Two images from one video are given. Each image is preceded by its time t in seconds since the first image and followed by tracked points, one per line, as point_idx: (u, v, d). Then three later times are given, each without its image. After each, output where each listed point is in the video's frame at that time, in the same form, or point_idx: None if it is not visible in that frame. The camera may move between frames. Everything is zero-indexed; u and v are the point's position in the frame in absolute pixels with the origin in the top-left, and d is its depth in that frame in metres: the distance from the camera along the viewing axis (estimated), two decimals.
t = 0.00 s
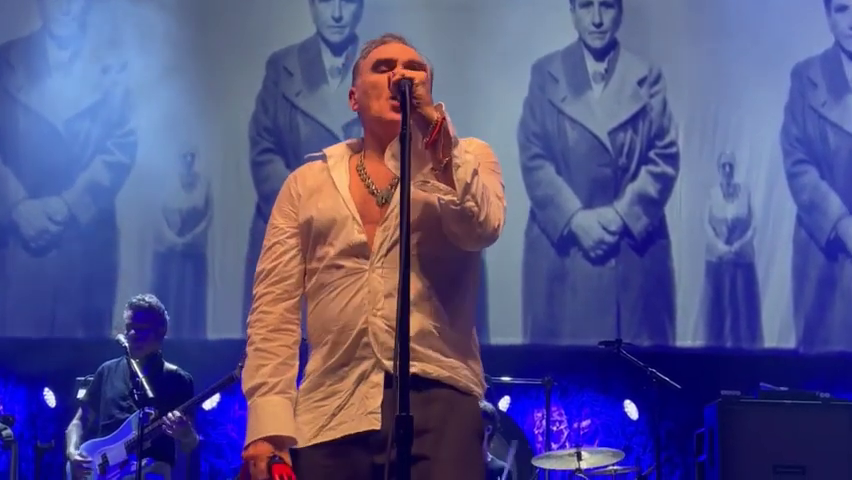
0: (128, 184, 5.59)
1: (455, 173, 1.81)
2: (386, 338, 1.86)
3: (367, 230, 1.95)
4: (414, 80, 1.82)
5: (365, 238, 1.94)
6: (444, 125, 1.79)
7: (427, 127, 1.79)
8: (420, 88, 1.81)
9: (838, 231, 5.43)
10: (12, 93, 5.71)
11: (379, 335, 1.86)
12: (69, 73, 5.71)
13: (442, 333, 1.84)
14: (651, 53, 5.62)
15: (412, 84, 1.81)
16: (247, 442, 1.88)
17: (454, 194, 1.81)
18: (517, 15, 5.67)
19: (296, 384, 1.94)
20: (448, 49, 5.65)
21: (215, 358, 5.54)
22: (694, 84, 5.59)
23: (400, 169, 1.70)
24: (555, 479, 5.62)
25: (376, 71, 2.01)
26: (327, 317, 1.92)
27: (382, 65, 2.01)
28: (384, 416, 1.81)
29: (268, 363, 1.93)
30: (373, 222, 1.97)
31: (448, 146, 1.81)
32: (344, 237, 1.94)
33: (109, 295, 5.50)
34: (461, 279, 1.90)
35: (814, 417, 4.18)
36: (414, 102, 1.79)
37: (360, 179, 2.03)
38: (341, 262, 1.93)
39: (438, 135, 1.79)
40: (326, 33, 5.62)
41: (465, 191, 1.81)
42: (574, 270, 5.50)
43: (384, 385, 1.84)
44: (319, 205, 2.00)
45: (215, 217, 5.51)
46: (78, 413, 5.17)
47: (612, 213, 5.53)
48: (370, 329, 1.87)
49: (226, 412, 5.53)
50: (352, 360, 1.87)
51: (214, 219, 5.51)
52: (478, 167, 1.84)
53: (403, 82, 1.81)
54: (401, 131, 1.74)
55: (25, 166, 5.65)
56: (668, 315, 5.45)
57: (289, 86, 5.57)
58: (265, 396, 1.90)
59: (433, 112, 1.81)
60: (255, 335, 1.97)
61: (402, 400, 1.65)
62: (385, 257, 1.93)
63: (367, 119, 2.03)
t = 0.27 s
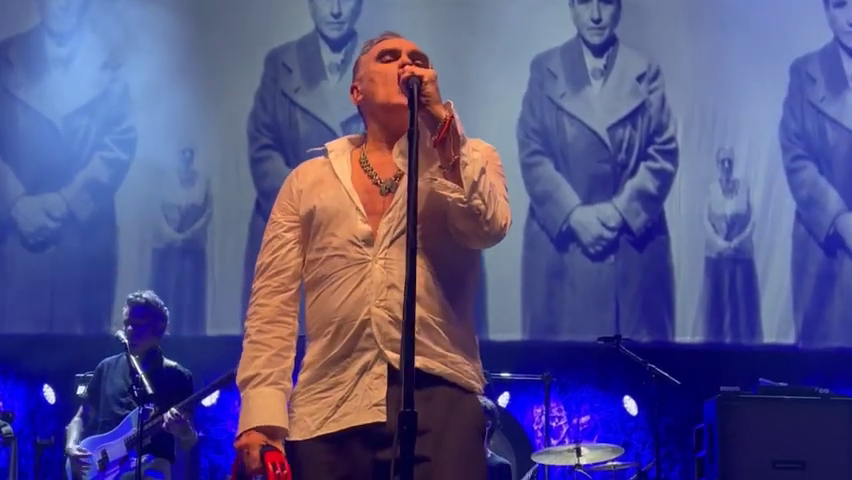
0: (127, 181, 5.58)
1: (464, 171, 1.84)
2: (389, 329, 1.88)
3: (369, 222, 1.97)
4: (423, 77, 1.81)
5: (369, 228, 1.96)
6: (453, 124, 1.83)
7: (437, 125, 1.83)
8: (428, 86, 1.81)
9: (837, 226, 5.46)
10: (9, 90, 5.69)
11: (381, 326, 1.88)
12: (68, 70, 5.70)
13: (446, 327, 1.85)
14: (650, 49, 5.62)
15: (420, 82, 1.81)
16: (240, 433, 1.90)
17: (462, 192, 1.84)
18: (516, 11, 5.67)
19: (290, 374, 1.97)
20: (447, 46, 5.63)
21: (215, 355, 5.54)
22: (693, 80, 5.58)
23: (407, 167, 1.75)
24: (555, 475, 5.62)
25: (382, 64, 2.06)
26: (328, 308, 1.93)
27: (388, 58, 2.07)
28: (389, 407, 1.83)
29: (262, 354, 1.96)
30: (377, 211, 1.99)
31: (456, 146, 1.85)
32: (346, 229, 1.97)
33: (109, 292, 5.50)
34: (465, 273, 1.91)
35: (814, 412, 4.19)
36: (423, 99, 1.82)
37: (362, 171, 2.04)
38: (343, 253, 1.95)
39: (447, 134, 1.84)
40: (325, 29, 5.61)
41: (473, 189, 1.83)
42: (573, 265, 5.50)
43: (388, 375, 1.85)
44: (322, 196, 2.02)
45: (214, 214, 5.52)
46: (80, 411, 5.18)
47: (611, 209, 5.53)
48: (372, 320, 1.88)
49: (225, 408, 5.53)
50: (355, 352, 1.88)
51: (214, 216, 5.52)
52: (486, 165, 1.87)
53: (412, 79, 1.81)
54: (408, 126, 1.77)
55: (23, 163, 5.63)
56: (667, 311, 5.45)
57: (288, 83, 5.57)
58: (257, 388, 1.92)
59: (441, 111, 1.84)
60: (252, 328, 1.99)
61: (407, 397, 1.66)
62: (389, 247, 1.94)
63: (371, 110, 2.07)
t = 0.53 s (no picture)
0: (125, 180, 5.58)
1: (461, 171, 1.84)
2: (391, 330, 1.88)
3: (369, 222, 1.97)
4: (419, 78, 1.81)
5: (369, 229, 1.96)
6: (449, 125, 1.83)
7: (434, 125, 1.83)
8: (426, 86, 1.81)
9: (835, 226, 5.46)
10: (8, 90, 5.69)
11: (383, 326, 1.88)
12: (66, 69, 5.70)
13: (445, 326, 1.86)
14: (649, 48, 5.62)
15: (417, 83, 1.81)
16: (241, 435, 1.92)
17: (460, 192, 1.84)
18: (515, 11, 5.67)
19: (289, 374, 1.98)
20: (446, 45, 5.63)
21: (215, 354, 5.55)
22: (691, 79, 5.58)
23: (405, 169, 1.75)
24: (554, 474, 5.63)
25: (382, 59, 2.05)
26: (330, 309, 1.93)
27: (388, 54, 2.05)
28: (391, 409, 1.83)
29: (262, 355, 1.97)
30: (377, 211, 1.99)
31: (452, 147, 1.86)
32: (346, 229, 1.97)
33: (108, 291, 5.49)
34: (464, 273, 1.91)
35: (812, 411, 4.20)
36: (420, 100, 1.82)
37: (363, 171, 2.04)
38: (344, 254, 1.95)
39: (443, 135, 1.84)
40: (323, 29, 5.61)
41: (470, 189, 1.83)
42: (572, 265, 5.51)
43: (389, 376, 1.85)
44: (322, 195, 2.03)
45: (213, 213, 5.51)
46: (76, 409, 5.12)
47: (610, 208, 5.53)
48: (374, 321, 1.88)
49: (224, 407, 5.53)
50: (356, 353, 1.88)
51: (213, 215, 5.51)
52: (484, 164, 1.86)
53: (409, 80, 1.80)
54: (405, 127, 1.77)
55: (22, 163, 5.63)
56: (666, 310, 5.45)
57: (286, 82, 5.56)
58: (257, 391, 1.94)
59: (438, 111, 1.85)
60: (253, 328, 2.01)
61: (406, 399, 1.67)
62: (389, 247, 1.94)
63: (371, 106, 2.07)
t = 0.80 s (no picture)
0: (123, 181, 5.58)
1: (465, 174, 1.85)
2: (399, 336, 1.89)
3: (376, 229, 2.00)
4: (422, 83, 1.85)
5: (376, 235, 1.98)
6: (451, 129, 1.86)
7: (436, 129, 1.86)
8: (427, 90, 1.85)
9: (834, 225, 5.44)
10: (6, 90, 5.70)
11: (392, 332, 1.90)
12: (64, 71, 5.71)
13: (450, 330, 1.87)
14: (647, 49, 5.62)
15: (419, 87, 1.85)
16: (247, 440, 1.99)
17: (463, 195, 1.85)
18: (512, 11, 5.69)
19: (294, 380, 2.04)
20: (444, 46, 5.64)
21: (214, 355, 5.55)
22: (689, 78, 5.59)
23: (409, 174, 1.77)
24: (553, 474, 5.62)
25: (383, 65, 2.11)
26: (339, 315, 1.95)
27: (389, 59, 2.11)
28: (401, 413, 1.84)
29: (268, 363, 2.03)
30: (382, 218, 2.01)
31: (456, 150, 1.87)
32: (352, 236, 1.99)
33: (105, 292, 5.48)
34: (470, 278, 1.93)
35: (807, 412, 4.20)
36: (423, 104, 1.85)
37: (368, 177, 2.08)
38: (351, 260, 1.97)
39: (445, 139, 1.87)
40: (321, 29, 5.61)
41: (474, 192, 1.84)
42: (570, 265, 5.52)
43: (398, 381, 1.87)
44: (328, 203, 2.06)
45: (211, 214, 5.51)
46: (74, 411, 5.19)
47: (608, 208, 5.54)
48: (383, 327, 1.90)
49: (222, 408, 5.53)
50: (365, 359, 1.90)
51: (211, 215, 5.52)
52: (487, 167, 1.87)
53: (411, 84, 1.85)
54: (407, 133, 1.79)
55: (20, 164, 5.64)
56: (664, 311, 5.45)
57: (284, 82, 5.56)
58: (262, 397, 2.00)
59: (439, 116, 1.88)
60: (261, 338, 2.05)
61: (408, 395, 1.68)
62: (396, 254, 1.96)
63: (374, 112, 2.12)
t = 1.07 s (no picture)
0: (121, 183, 5.58)
1: (480, 185, 1.90)
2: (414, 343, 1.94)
3: (389, 237, 2.05)
4: (437, 94, 1.86)
5: (390, 244, 2.04)
6: (467, 140, 1.88)
7: (452, 141, 1.88)
8: (444, 103, 1.86)
9: (830, 226, 5.42)
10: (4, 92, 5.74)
11: (405, 339, 1.95)
12: (61, 73, 5.74)
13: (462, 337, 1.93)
14: (644, 50, 5.63)
15: (435, 99, 1.86)
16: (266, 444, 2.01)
17: (478, 206, 1.90)
18: (509, 13, 5.70)
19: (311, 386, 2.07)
20: (442, 47, 5.66)
21: (212, 356, 5.55)
22: (686, 79, 5.60)
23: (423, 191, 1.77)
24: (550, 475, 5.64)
25: (395, 76, 2.16)
26: (355, 322, 2.00)
27: (401, 70, 2.16)
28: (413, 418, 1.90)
29: (285, 368, 2.06)
30: (395, 227, 2.07)
31: (471, 162, 1.91)
32: (366, 245, 2.04)
33: (103, 294, 5.48)
34: (481, 286, 1.98)
35: (803, 415, 4.20)
36: (439, 116, 1.86)
37: (380, 186, 2.14)
38: (365, 269, 2.02)
39: (461, 150, 1.89)
40: (319, 31, 5.61)
41: (489, 203, 1.89)
42: (568, 266, 5.53)
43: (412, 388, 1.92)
44: (342, 212, 2.11)
45: (209, 215, 5.51)
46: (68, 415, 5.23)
47: (605, 210, 5.55)
48: (397, 335, 1.96)
49: (220, 410, 5.54)
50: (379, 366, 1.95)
51: (208, 217, 5.51)
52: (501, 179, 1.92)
53: (428, 96, 1.86)
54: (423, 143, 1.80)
55: (18, 165, 5.67)
56: (662, 312, 5.46)
57: (282, 84, 5.56)
58: (281, 402, 2.03)
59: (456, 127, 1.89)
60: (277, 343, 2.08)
61: (416, 404, 1.69)
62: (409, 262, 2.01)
63: (386, 122, 2.17)
